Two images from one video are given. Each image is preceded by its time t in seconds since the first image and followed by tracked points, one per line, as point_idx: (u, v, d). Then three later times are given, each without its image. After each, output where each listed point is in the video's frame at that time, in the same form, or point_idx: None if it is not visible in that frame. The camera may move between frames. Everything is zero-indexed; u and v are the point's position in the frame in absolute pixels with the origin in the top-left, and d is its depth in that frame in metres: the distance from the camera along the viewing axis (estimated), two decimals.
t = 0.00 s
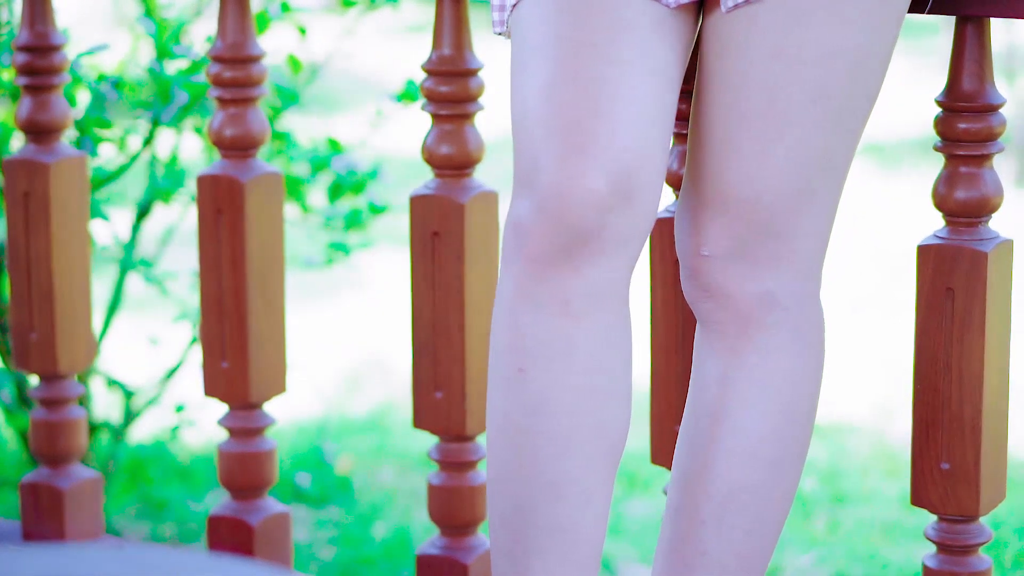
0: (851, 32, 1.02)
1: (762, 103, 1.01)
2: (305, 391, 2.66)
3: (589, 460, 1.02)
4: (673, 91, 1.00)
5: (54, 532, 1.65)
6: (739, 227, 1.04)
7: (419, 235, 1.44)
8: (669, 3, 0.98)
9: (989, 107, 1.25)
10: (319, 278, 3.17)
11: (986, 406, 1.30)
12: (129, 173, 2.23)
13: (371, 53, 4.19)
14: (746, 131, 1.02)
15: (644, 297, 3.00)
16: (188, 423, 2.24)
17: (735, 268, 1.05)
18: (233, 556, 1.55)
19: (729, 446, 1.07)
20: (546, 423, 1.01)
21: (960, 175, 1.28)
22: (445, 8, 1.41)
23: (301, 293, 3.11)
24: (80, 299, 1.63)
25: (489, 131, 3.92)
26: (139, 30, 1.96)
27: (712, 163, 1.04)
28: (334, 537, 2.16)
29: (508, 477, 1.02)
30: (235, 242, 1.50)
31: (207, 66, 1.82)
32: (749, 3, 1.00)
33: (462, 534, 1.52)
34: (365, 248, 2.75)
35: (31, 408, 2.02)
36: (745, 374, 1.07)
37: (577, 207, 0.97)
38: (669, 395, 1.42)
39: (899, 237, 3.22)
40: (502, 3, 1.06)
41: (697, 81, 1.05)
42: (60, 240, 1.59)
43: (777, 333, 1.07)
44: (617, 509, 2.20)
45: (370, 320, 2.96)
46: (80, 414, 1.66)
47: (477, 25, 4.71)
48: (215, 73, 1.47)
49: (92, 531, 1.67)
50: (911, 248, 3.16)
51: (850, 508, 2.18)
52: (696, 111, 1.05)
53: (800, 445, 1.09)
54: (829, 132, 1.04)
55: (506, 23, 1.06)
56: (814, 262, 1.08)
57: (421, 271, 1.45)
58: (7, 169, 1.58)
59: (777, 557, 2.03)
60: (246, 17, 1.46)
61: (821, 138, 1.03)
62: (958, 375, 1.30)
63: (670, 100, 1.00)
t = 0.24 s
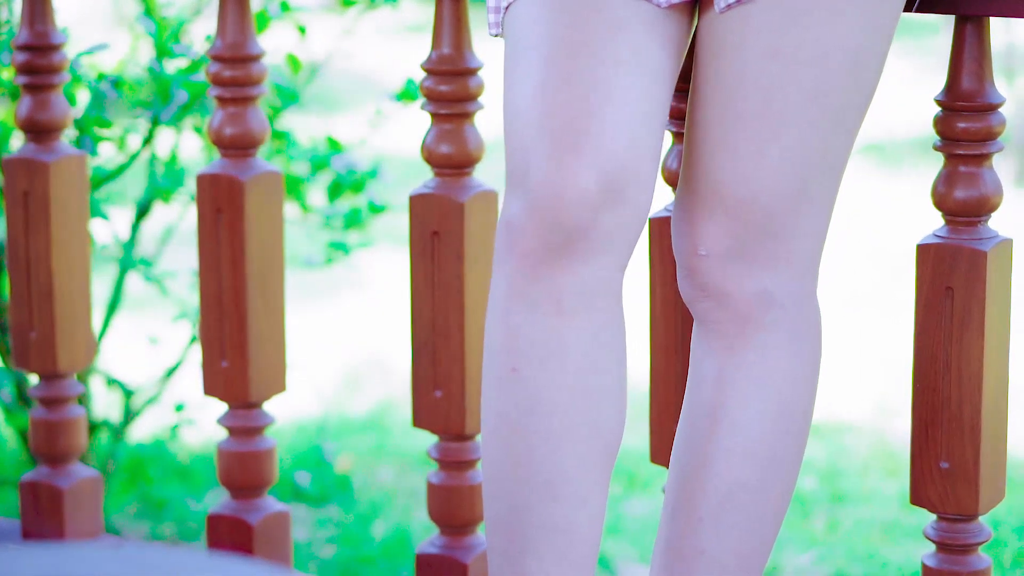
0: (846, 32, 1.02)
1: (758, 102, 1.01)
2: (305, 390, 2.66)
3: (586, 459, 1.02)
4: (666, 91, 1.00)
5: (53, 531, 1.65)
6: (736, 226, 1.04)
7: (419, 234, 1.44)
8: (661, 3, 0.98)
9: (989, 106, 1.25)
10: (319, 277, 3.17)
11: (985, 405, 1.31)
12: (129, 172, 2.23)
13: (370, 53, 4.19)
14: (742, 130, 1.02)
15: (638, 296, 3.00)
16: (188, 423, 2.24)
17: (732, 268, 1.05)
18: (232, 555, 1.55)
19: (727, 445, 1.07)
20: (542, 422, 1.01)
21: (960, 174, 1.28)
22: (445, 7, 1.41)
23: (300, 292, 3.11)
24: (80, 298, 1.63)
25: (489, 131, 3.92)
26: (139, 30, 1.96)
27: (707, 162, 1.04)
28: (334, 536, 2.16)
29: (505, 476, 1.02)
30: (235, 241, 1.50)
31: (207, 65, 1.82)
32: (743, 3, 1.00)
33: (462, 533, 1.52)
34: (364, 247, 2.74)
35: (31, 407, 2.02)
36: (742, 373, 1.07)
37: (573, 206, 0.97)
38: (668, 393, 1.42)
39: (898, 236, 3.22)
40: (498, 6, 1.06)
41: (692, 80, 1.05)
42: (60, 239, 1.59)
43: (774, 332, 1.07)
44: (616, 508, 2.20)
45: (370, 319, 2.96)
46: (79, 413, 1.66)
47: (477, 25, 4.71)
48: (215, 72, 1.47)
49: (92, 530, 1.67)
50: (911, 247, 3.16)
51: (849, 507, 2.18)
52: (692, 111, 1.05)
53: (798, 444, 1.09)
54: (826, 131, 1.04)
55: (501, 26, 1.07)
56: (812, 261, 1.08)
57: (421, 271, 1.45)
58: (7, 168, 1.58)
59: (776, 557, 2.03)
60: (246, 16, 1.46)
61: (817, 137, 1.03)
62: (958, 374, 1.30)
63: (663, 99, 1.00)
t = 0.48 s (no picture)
0: (843, 30, 1.02)
1: (753, 101, 1.01)
2: (304, 389, 2.66)
3: (582, 458, 1.02)
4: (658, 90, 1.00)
5: (53, 529, 1.65)
6: (733, 225, 1.04)
7: (419, 233, 1.44)
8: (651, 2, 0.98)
9: (989, 104, 1.25)
10: (319, 276, 3.17)
11: (985, 404, 1.31)
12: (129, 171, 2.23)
13: (370, 52, 4.19)
14: (737, 130, 1.02)
15: (631, 295, 2.99)
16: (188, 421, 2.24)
17: (729, 267, 1.05)
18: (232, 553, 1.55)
19: (725, 444, 1.07)
20: (538, 421, 1.01)
21: (960, 172, 1.28)
22: (445, 6, 1.41)
23: (300, 291, 3.11)
24: (80, 296, 1.63)
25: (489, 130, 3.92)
26: (139, 28, 1.96)
27: (703, 161, 1.04)
28: (333, 535, 2.16)
29: (502, 474, 1.02)
30: (234, 240, 1.50)
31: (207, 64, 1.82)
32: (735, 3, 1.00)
33: (462, 532, 1.52)
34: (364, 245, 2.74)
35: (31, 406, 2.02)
36: (741, 371, 1.07)
37: (571, 205, 0.98)
38: (667, 391, 1.42)
39: (896, 235, 3.22)
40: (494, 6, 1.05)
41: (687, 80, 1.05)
42: (60, 237, 1.59)
43: (772, 330, 1.07)
44: (616, 507, 2.20)
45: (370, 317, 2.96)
46: (79, 411, 1.66)
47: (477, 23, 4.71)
48: (215, 70, 1.47)
49: (92, 528, 1.67)
50: (910, 246, 3.16)
51: (848, 506, 2.18)
52: (688, 110, 1.05)
53: (796, 442, 1.09)
54: (823, 130, 1.03)
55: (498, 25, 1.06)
56: (809, 259, 1.08)
57: (421, 270, 1.46)
58: (6, 167, 1.58)
59: (776, 555, 2.02)
60: (245, 15, 1.46)
61: (814, 136, 1.03)
62: (957, 372, 1.30)
63: (655, 98, 1.00)
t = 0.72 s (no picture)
0: (839, 28, 1.01)
1: (750, 99, 1.01)
2: (304, 387, 2.66)
3: (579, 456, 1.02)
4: (651, 89, 1.00)
5: (53, 528, 1.65)
6: (730, 224, 1.03)
7: (418, 231, 1.44)
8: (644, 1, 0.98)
9: (989, 103, 1.25)
10: (319, 275, 3.17)
11: (985, 402, 1.30)
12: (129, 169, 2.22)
13: (370, 50, 4.19)
14: (733, 128, 1.01)
15: (627, 294, 2.95)
16: (187, 419, 2.24)
17: (725, 265, 1.05)
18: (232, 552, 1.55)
19: (723, 442, 1.07)
20: (535, 419, 1.01)
21: (960, 170, 1.28)
22: (445, 4, 1.41)
23: (300, 289, 3.11)
24: (80, 295, 1.63)
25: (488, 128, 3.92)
26: (139, 27, 1.96)
27: (698, 160, 1.03)
28: (333, 533, 2.16)
29: (499, 472, 1.02)
30: (234, 239, 1.50)
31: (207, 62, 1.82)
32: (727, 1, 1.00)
33: (461, 531, 1.52)
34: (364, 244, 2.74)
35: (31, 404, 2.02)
36: (739, 370, 1.07)
37: (568, 204, 0.97)
38: (667, 389, 1.42)
39: (896, 234, 3.22)
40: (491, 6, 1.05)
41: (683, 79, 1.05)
42: (59, 235, 1.59)
43: (770, 328, 1.07)
44: (615, 505, 2.21)
45: (370, 316, 2.96)
46: (79, 410, 1.66)
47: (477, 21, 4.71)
48: (215, 69, 1.47)
49: (91, 526, 1.67)
50: (909, 245, 3.16)
51: (848, 504, 2.18)
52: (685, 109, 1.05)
53: (794, 441, 1.09)
54: (819, 128, 1.03)
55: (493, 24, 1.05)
56: (807, 257, 1.08)
57: (421, 268, 1.45)
58: (6, 165, 1.58)
59: (776, 554, 2.02)
60: (245, 14, 1.46)
61: (812, 134, 1.03)
62: (957, 371, 1.30)
63: (648, 97, 1.00)
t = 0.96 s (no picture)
0: (835, 25, 1.01)
1: (745, 97, 1.01)
2: (304, 385, 2.66)
3: (575, 453, 1.02)
4: (642, 87, 1.00)
5: (53, 526, 1.65)
6: (725, 221, 1.03)
7: (418, 229, 1.44)
8: None
9: (989, 101, 1.25)
10: (319, 272, 3.17)
11: (984, 401, 1.31)
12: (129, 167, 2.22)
13: (370, 48, 4.19)
14: (728, 127, 1.01)
15: (626, 293, 2.95)
16: (187, 417, 2.24)
17: (723, 265, 1.05)
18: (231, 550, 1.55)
19: (721, 439, 1.07)
20: (528, 416, 1.01)
21: (960, 168, 1.28)
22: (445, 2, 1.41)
23: (300, 287, 3.11)
24: (80, 293, 1.63)
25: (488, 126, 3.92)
26: (139, 25, 1.96)
27: (693, 157, 1.03)
28: (332, 531, 2.16)
29: (495, 469, 1.02)
30: (234, 237, 1.50)
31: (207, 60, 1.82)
32: None
33: (461, 528, 1.52)
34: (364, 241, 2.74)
35: (31, 402, 2.02)
36: (736, 367, 1.07)
37: (564, 201, 0.98)
38: (666, 386, 1.42)
39: (894, 235, 3.20)
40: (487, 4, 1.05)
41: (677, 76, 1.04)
42: (59, 233, 1.59)
43: (766, 326, 1.06)
44: (615, 504, 2.21)
45: (370, 314, 2.96)
46: (79, 408, 1.66)
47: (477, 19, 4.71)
48: (215, 67, 1.47)
49: (91, 524, 1.67)
50: (908, 243, 3.15)
51: (848, 502, 2.18)
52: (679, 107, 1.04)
53: (792, 438, 1.09)
54: (816, 125, 1.03)
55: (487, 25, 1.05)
56: (805, 255, 1.07)
57: (421, 266, 1.45)
58: (6, 163, 1.58)
59: (775, 552, 2.02)
60: (245, 12, 1.46)
61: (809, 131, 1.03)
62: (957, 369, 1.30)
63: (639, 95, 1.00)
